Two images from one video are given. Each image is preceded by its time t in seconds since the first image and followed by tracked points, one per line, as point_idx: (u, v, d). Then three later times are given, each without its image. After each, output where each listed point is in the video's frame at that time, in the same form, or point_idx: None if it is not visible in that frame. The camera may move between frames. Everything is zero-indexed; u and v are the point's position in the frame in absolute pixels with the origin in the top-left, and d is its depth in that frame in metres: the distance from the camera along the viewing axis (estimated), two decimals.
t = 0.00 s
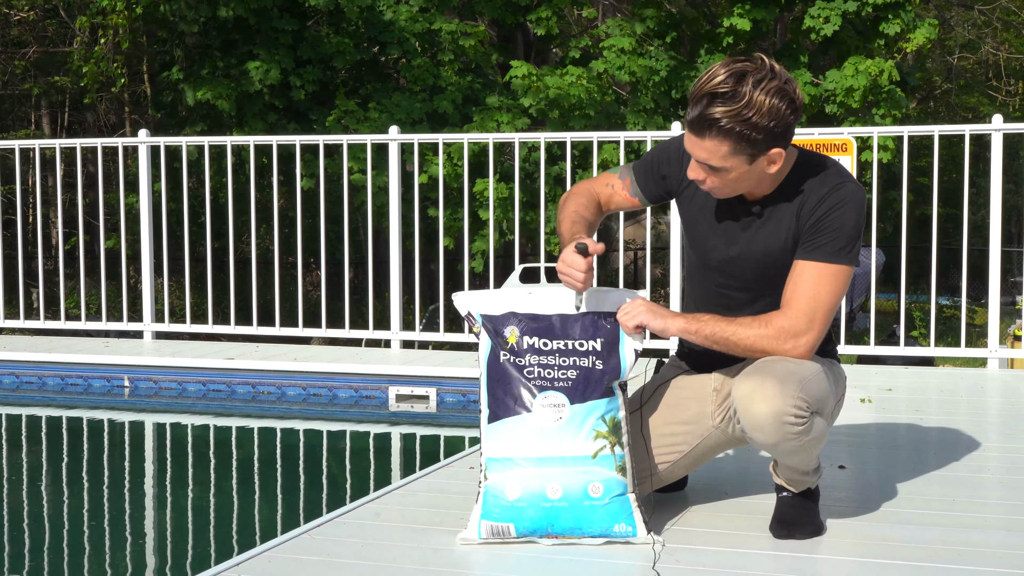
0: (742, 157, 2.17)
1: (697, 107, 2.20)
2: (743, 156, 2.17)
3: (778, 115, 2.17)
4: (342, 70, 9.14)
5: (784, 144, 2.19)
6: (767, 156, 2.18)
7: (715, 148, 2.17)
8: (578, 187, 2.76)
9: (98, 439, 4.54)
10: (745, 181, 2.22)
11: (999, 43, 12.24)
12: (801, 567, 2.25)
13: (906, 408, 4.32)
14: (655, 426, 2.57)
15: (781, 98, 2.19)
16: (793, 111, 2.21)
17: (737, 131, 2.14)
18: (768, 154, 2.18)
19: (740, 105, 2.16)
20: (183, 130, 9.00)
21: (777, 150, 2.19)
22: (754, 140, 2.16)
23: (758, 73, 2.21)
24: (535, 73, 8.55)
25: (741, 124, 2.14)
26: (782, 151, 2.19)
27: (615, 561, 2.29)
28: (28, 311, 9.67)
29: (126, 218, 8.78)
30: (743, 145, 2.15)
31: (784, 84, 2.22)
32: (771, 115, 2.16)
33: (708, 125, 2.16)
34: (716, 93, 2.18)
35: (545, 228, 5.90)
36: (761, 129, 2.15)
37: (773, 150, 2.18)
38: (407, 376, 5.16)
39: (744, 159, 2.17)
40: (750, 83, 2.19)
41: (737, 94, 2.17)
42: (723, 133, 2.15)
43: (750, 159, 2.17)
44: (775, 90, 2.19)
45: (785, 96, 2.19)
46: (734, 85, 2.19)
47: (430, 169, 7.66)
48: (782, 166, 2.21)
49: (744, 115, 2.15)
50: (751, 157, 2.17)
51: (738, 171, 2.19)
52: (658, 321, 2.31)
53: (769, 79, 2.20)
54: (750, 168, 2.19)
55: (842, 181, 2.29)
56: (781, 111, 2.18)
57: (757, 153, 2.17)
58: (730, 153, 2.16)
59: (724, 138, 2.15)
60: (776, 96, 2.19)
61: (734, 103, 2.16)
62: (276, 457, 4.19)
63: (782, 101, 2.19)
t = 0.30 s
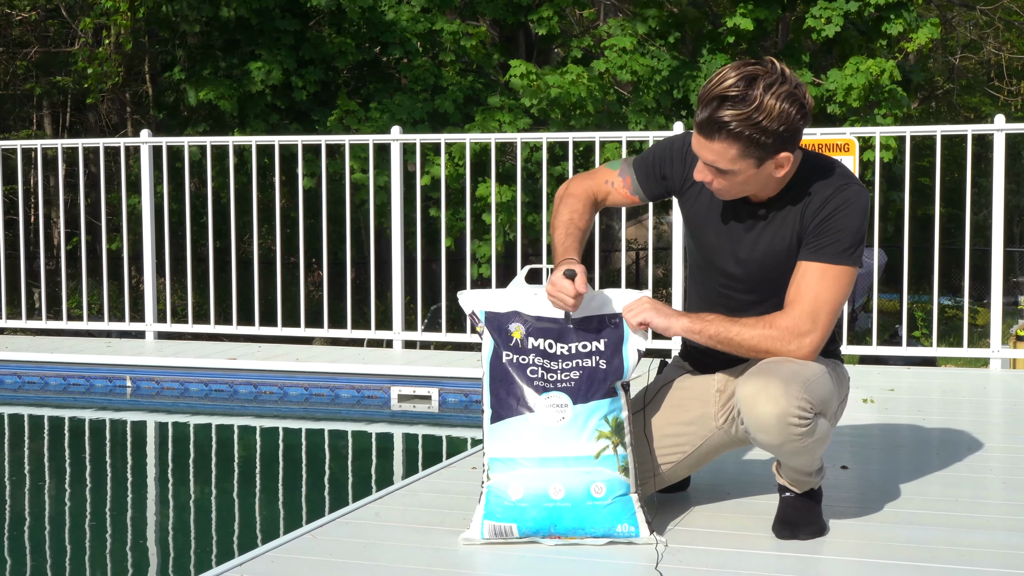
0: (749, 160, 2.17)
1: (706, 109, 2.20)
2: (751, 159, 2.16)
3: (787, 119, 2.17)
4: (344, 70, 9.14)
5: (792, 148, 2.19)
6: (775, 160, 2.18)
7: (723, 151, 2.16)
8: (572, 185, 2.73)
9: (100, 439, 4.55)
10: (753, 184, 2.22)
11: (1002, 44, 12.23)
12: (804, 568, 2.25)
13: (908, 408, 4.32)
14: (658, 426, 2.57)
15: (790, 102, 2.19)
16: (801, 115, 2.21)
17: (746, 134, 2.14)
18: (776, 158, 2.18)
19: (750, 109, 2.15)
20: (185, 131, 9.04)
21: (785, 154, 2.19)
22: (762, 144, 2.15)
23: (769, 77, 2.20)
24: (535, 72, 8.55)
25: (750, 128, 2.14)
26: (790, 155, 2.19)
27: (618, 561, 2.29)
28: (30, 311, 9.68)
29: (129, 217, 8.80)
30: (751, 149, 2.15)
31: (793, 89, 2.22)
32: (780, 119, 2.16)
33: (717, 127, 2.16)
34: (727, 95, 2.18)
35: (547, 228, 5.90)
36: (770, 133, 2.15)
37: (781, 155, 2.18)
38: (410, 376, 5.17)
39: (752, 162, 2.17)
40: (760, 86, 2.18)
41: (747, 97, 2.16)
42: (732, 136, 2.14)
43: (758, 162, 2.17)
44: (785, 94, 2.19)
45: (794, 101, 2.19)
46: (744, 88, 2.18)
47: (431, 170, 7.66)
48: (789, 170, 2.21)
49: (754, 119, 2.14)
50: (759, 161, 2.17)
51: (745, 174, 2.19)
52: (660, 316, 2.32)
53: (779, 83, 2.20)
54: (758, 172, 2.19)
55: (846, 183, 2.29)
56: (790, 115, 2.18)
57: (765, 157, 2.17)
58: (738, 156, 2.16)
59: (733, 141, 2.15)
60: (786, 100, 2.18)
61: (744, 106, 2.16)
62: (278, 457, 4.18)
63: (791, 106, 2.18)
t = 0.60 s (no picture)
0: (741, 160, 2.16)
1: (697, 109, 2.19)
2: (743, 159, 2.16)
3: (778, 119, 2.16)
4: (345, 70, 9.14)
5: (783, 148, 2.18)
6: (767, 160, 2.17)
7: (714, 150, 2.16)
8: (563, 190, 2.73)
9: (102, 439, 4.55)
10: (745, 184, 2.21)
11: (1004, 43, 12.21)
12: (806, 567, 2.24)
13: (910, 408, 4.32)
14: (659, 425, 2.57)
15: (781, 102, 2.18)
16: (792, 115, 2.20)
17: (737, 133, 2.13)
18: (768, 158, 2.17)
19: (740, 108, 2.15)
20: (188, 131, 9.07)
21: (777, 154, 2.18)
22: (753, 144, 2.14)
23: (759, 77, 2.20)
24: (535, 72, 8.62)
25: (741, 127, 2.13)
26: (782, 155, 2.18)
27: (619, 561, 2.28)
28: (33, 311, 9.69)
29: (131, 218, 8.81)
30: (742, 148, 2.15)
31: (784, 89, 2.21)
32: (770, 119, 2.15)
33: (708, 127, 2.15)
34: (717, 96, 2.18)
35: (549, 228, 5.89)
36: (760, 133, 2.14)
37: (772, 154, 2.17)
38: (411, 376, 5.17)
39: (743, 162, 2.16)
40: (750, 86, 2.18)
41: (737, 97, 2.16)
42: (722, 136, 2.14)
43: (750, 162, 2.16)
44: (775, 93, 2.18)
45: (785, 101, 2.18)
46: (734, 89, 2.18)
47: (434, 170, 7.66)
48: (781, 170, 2.20)
49: (745, 118, 2.14)
50: (750, 160, 2.16)
51: (737, 174, 2.18)
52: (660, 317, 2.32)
53: (769, 83, 2.19)
54: (749, 172, 2.18)
55: (840, 179, 2.28)
56: (781, 115, 2.17)
57: (757, 156, 2.16)
58: (729, 156, 2.15)
59: (724, 141, 2.14)
60: (776, 99, 2.18)
61: (734, 106, 2.15)
62: (280, 457, 4.19)
63: (782, 106, 2.18)
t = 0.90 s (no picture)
0: (717, 162, 2.16)
1: (671, 114, 2.20)
2: (719, 162, 2.16)
3: (751, 120, 2.16)
4: (346, 71, 9.14)
5: (759, 149, 2.18)
6: (744, 162, 2.17)
7: (689, 154, 2.16)
8: (549, 194, 2.72)
9: (102, 439, 4.55)
10: (724, 186, 2.21)
11: (1004, 44, 12.22)
12: (806, 568, 2.25)
13: (910, 408, 4.32)
14: (659, 425, 2.57)
15: (753, 103, 2.18)
16: (766, 116, 2.20)
17: (711, 137, 2.14)
18: (745, 159, 2.17)
19: (712, 112, 2.15)
20: (189, 131, 9.09)
21: (754, 155, 2.18)
22: (727, 146, 2.15)
23: (732, 79, 2.20)
24: (535, 74, 8.63)
25: (714, 130, 2.14)
26: (759, 156, 2.18)
27: (619, 561, 2.28)
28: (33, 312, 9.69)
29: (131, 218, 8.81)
30: (717, 151, 2.15)
31: (757, 90, 2.21)
32: (744, 120, 2.15)
33: (682, 132, 2.16)
34: (689, 100, 2.18)
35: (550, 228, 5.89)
36: (734, 135, 2.14)
37: (747, 155, 2.17)
38: (412, 376, 5.17)
39: (720, 165, 2.16)
40: (723, 89, 2.18)
41: (709, 101, 2.16)
42: (696, 140, 2.14)
43: (727, 164, 2.17)
44: (748, 95, 2.18)
45: (757, 102, 2.18)
46: (706, 91, 2.18)
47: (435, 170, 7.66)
48: (759, 170, 2.20)
49: (717, 121, 2.14)
50: (726, 162, 2.16)
51: (715, 177, 2.18)
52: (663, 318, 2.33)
53: (742, 85, 2.19)
54: (727, 174, 2.18)
55: (822, 176, 2.28)
56: (754, 116, 2.17)
57: (733, 158, 2.16)
58: (704, 159, 2.16)
59: (697, 144, 2.15)
60: (748, 100, 2.17)
61: (707, 109, 2.16)
62: (281, 457, 4.19)
63: (755, 107, 2.18)
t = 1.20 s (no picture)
0: (713, 153, 2.17)
1: (669, 104, 2.21)
2: (716, 153, 2.16)
3: (749, 112, 2.17)
4: (347, 71, 9.15)
5: (755, 142, 2.19)
6: (740, 154, 2.18)
7: (686, 144, 2.17)
8: (537, 203, 2.72)
9: (103, 439, 4.55)
10: (721, 180, 2.21)
11: (1004, 44, 12.23)
12: (806, 567, 2.25)
13: (910, 408, 4.33)
14: (659, 424, 2.57)
15: (751, 95, 2.19)
16: (764, 109, 2.21)
17: (708, 127, 2.14)
18: (741, 152, 2.18)
19: (710, 102, 2.16)
20: (189, 132, 9.09)
21: (750, 147, 2.18)
22: (724, 137, 2.15)
23: (730, 71, 2.21)
24: (536, 75, 8.63)
25: (712, 120, 2.14)
26: (755, 149, 2.19)
27: (620, 561, 2.29)
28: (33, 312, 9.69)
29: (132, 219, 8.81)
30: (714, 142, 2.15)
31: (755, 83, 2.22)
32: (741, 112, 2.17)
33: (680, 121, 2.16)
34: (688, 90, 2.19)
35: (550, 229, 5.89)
36: (731, 126, 2.15)
37: (743, 148, 2.17)
38: (412, 376, 5.18)
39: (718, 156, 2.17)
40: (721, 80, 2.19)
41: (707, 91, 2.17)
42: (694, 129, 2.15)
43: (724, 156, 2.17)
44: (745, 87, 2.20)
45: (755, 94, 2.20)
46: (705, 82, 2.19)
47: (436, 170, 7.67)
48: (755, 164, 2.21)
49: (715, 111, 2.15)
50: (723, 154, 2.17)
51: (712, 169, 2.18)
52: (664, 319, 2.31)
53: (740, 77, 2.20)
54: (724, 167, 2.19)
55: (820, 175, 2.29)
56: (752, 108, 2.18)
57: (730, 150, 2.17)
58: (701, 149, 2.16)
59: (694, 134, 2.15)
60: (746, 93, 2.19)
61: (706, 99, 2.16)
62: (281, 457, 4.19)
63: (753, 99, 2.19)
